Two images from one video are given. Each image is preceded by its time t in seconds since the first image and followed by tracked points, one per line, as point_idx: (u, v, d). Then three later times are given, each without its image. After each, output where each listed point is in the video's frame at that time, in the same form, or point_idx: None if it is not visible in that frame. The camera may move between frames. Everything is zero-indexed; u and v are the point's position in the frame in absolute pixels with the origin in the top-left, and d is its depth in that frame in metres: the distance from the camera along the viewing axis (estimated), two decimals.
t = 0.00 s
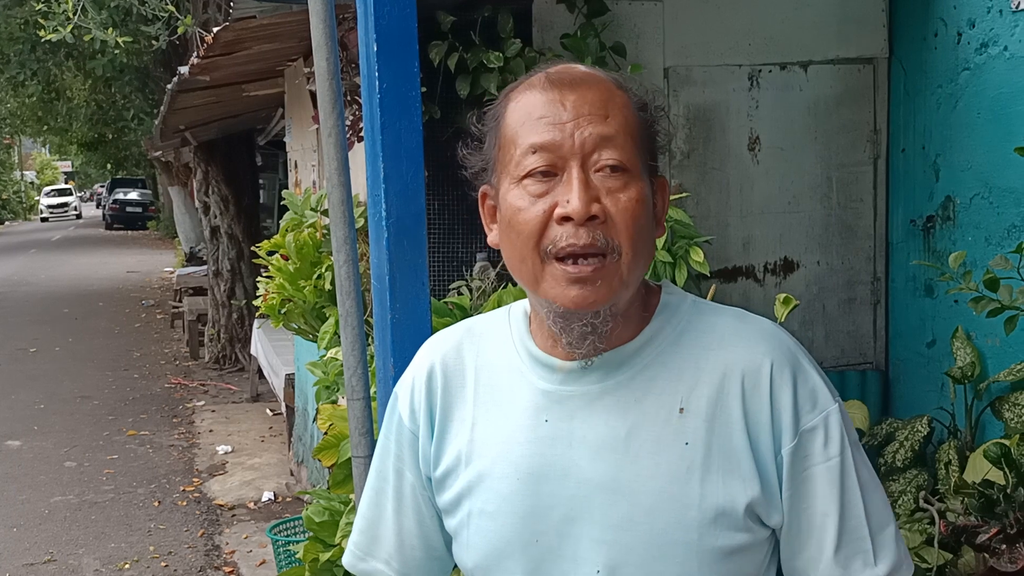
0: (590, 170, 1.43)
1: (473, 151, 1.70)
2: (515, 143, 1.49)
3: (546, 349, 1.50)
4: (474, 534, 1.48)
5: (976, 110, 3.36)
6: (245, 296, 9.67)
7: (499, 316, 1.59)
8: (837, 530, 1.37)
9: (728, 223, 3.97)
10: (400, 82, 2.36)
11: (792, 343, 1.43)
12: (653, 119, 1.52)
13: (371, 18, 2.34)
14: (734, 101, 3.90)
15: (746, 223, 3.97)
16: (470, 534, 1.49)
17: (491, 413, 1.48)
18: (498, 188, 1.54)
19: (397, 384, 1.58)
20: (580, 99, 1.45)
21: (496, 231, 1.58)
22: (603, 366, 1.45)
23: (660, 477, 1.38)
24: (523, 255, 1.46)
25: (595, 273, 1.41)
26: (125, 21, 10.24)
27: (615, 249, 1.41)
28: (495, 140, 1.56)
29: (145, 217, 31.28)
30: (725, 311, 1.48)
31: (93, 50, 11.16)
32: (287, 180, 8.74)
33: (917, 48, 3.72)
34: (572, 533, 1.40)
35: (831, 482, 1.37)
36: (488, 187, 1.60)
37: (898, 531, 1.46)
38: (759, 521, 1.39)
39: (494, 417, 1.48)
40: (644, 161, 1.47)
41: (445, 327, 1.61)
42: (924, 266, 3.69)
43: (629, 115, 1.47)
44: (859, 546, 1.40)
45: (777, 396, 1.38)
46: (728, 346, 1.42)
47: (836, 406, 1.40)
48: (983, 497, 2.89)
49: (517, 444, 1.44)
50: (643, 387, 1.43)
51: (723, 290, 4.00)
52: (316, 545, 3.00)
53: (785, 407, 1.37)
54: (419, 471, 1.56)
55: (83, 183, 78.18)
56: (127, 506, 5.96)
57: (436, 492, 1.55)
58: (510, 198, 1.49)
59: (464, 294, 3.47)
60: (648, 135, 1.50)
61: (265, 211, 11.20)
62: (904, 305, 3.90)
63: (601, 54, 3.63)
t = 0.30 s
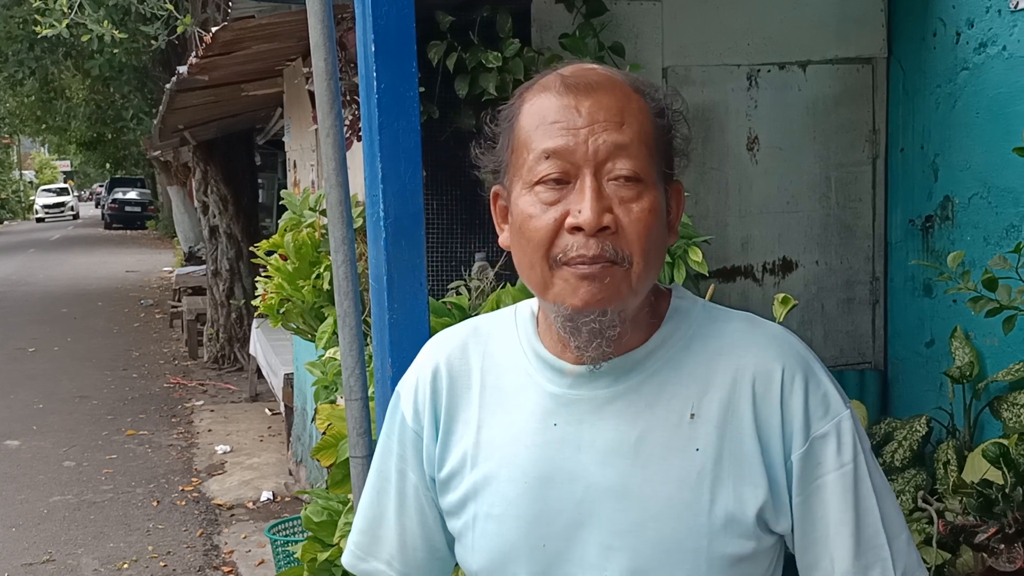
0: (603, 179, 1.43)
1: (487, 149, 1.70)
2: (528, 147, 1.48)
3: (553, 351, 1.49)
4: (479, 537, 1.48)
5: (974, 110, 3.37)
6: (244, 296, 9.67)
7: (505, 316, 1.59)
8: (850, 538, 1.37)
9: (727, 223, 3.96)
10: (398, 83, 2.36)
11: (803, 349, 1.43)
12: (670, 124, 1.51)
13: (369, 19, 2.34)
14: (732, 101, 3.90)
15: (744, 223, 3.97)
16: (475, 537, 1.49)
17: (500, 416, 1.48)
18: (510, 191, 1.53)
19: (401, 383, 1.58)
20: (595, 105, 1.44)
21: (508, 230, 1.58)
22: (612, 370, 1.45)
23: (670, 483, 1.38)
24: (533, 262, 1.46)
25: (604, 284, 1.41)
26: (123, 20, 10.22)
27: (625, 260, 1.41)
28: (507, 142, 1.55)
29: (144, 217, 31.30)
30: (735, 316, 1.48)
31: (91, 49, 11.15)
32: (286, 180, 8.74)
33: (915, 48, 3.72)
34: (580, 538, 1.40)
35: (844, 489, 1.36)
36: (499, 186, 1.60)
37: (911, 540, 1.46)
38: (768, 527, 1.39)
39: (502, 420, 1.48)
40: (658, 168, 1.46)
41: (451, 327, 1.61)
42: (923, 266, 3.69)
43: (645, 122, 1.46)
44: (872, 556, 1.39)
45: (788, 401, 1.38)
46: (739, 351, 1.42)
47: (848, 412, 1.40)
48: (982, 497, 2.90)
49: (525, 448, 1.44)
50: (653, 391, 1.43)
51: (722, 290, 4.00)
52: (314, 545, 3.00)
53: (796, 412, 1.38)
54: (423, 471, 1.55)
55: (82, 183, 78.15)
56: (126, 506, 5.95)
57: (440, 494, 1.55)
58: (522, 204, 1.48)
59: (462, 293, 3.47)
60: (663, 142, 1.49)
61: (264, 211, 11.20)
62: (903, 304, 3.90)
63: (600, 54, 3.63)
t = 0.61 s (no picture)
0: (602, 190, 1.43)
1: (482, 150, 1.69)
2: (526, 154, 1.47)
3: (549, 354, 1.50)
4: (476, 541, 1.48)
5: (971, 110, 3.37)
6: (242, 296, 9.68)
7: (499, 318, 1.59)
8: (847, 541, 1.37)
9: (725, 223, 3.96)
10: (395, 83, 2.36)
11: (799, 349, 1.43)
12: (670, 131, 1.51)
13: (365, 19, 2.33)
14: (730, 102, 3.90)
15: (742, 223, 3.96)
16: (472, 541, 1.48)
17: (494, 419, 1.48)
18: (507, 198, 1.53)
19: (395, 385, 1.58)
20: (596, 115, 1.43)
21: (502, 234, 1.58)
22: (608, 374, 1.45)
23: (666, 486, 1.38)
24: (531, 273, 1.45)
25: (603, 296, 1.41)
26: (122, 20, 10.22)
27: (624, 272, 1.41)
28: (504, 147, 1.54)
29: (144, 217, 31.31)
30: (730, 317, 1.48)
31: (89, 49, 11.13)
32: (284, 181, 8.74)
33: (913, 48, 3.73)
34: (577, 541, 1.40)
35: (840, 490, 1.36)
36: (495, 189, 1.59)
37: (909, 541, 1.45)
38: (764, 528, 1.39)
39: (498, 423, 1.48)
40: (658, 177, 1.46)
41: (445, 328, 1.61)
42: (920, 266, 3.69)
43: (645, 131, 1.45)
44: (869, 557, 1.39)
45: (785, 402, 1.38)
46: (735, 353, 1.42)
47: (845, 412, 1.40)
48: (979, 497, 2.91)
49: (521, 451, 1.44)
50: (649, 393, 1.43)
51: (720, 290, 3.99)
52: (312, 544, 2.99)
53: (792, 413, 1.37)
54: (418, 474, 1.55)
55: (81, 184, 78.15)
56: (124, 506, 5.95)
57: (436, 496, 1.55)
58: (520, 213, 1.48)
59: (460, 293, 3.46)
60: (662, 150, 1.49)
61: (263, 211, 11.20)
62: (901, 305, 3.90)
63: (597, 54, 3.63)
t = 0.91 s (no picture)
0: (589, 163, 1.44)
1: (468, 148, 1.71)
2: (512, 134, 1.49)
3: (538, 349, 1.50)
4: (468, 538, 1.48)
5: (971, 109, 3.37)
6: (242, 296, 9.68)
7: (487, 318, 1.60)
8: (835, 531, 1.37)
9: (724, 223, 3.97)
10: (395, 82, 2.37)
11: (785, 341, 1.44)
12: (652, 118, 1.53)
13: (365, 19, 2.34)
14: (729, 101, 3.90)
15: (741, 223, 3.97)
16: (464, 538, 1.49)
17: (483, 416, 1.49)
18: (494, 181, 1.54)
19: (384, 388, 1.58)
20: (580, 93, 1.46)
21: (490, 226, 1.59)
22: (595, 368, 1.45)
23: (655, 480, 1.38)
24: (519, 245, 1.46)
25: (591, 262, 1.41)
26: (121, 20, 10.22)
27: (611, 240, 1.41)
28: (490, 135, 1.56)
29: (144, 217, 31.30)
30: (716, 311, 1.49)
31: (88, 49, 11.13)
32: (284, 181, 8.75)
33: (912, 47, 3.73)
34: (568, 536, 1.41)
35: (828, 480, 1.36)
36: (483, 182, 1.61)
37: (899, 532, 1.45)
38: (752, 521, 1.40)
39: (486, 420, 1.48)
40: (641, 156, 1.48)
41: (434, 329, 1.61)
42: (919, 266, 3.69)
43: (629, 111, 1.48)
44: (858, 548, 1.39)
45: (770, 394, 1.39)
46: (721, 345, 1.43)
47: (831, 403, 1.40)
48: (978, 496, 2.92)
49: (510, 448, 1.45)
50: (636, 388, 1.43)
51: (719, 289, 4.00)
52: (312, 544, 3.00)
53: (778, 404, 1.38)
54: (410, 476, 1.56)
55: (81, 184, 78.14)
56: (124, 506, 5.95)
57: (427, 497, 1.55)
58: (506, 189, 1.49)
59: (460, 293, 3.46)
60: (646, 134, 1.51)
61: (263, 211, 11.20)
62: (900, 304, 3.91)
63: (596, 54, 3.64)
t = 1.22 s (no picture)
0: (577, 170, 1.43)
1: (462, 150, 1.70)
2: (501, 142, 1.49)
3: (537, 347, 1.50)
4: (469, 534, 1.48)
5: (972, 107, 3.37)
6: (242, 294, 9.69)
7: (488, 317, 1.59)
8: (833, 525, 1.36)
9: (725, 222, 3.97)
10: (395, 81, 2.37)
11: (783, 334, 1.43)
12: (642, 117, 1.52)
13: (365, 17, 2.33)
14: (729, 100, 3.89)
15: (742, 221, 3.97)
16: (465, 534, 1.49)
17: (483, 412, 1.49)
18: (486, 188, 1.54)
19: (387, 387, 1.58)
20: (567, 99, 1.45)
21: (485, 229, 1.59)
22: (593, 364, 1.45)
23: (654, 473, 1.38)
24: (511, 254, 1.46)
25: (580, 271, 1.40)
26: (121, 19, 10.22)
27: (600, 246, 1.41)
28: (481, 139, 1.56)
29: (144, 216, 31.31)
30: (714, 304, 1.49)
31: (88, 48, 11.13)
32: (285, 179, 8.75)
33: (913, 46, 3.73)
34: (569, 530, 1.40)
35: (826, 472, 1.36)
36: (476, 185, 1.60)
37: (899, 527, 1.45)
38: (752, 515, 1.39)
39: (486, 416, 1.48)
40: (631, 158, 1.47)
41: (434, 328, 1.61)
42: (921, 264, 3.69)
43: (617, 113, 1.46)
44: (857, 542, 1.38)
45: (768, 386, 1.38)
46: (719, 338, 1.42)
47: (829, 394, 1.40)
48: (979, 494, 2.97)
49: (509, 443, 1.44)
50: (636, 382, 1.43)
51: (720, 288, 4.00)
52: (313, 543, 3.00)
53: (775, 396, 1.37)
54: (412, 473, 1.56)
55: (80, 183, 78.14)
56: (125, 505, 5.95)
57: (429, 494, 1.55)
58: (498, 199, 1.49)
59: (461, 292, 3.46)
60: (636, 134, 1.50)
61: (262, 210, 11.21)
62: (901, 302, 3.90)
63: (597, 52, 3.63)
